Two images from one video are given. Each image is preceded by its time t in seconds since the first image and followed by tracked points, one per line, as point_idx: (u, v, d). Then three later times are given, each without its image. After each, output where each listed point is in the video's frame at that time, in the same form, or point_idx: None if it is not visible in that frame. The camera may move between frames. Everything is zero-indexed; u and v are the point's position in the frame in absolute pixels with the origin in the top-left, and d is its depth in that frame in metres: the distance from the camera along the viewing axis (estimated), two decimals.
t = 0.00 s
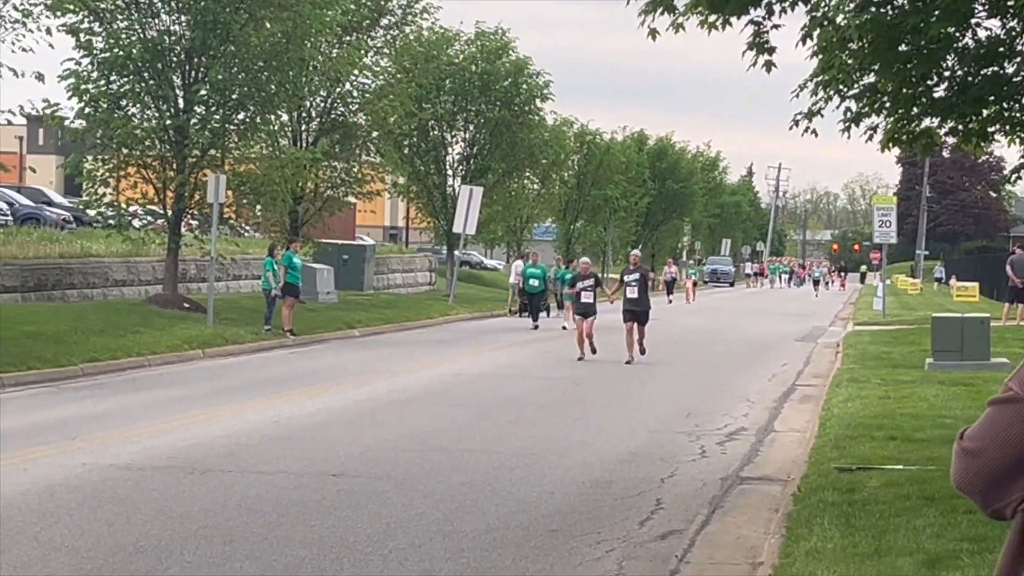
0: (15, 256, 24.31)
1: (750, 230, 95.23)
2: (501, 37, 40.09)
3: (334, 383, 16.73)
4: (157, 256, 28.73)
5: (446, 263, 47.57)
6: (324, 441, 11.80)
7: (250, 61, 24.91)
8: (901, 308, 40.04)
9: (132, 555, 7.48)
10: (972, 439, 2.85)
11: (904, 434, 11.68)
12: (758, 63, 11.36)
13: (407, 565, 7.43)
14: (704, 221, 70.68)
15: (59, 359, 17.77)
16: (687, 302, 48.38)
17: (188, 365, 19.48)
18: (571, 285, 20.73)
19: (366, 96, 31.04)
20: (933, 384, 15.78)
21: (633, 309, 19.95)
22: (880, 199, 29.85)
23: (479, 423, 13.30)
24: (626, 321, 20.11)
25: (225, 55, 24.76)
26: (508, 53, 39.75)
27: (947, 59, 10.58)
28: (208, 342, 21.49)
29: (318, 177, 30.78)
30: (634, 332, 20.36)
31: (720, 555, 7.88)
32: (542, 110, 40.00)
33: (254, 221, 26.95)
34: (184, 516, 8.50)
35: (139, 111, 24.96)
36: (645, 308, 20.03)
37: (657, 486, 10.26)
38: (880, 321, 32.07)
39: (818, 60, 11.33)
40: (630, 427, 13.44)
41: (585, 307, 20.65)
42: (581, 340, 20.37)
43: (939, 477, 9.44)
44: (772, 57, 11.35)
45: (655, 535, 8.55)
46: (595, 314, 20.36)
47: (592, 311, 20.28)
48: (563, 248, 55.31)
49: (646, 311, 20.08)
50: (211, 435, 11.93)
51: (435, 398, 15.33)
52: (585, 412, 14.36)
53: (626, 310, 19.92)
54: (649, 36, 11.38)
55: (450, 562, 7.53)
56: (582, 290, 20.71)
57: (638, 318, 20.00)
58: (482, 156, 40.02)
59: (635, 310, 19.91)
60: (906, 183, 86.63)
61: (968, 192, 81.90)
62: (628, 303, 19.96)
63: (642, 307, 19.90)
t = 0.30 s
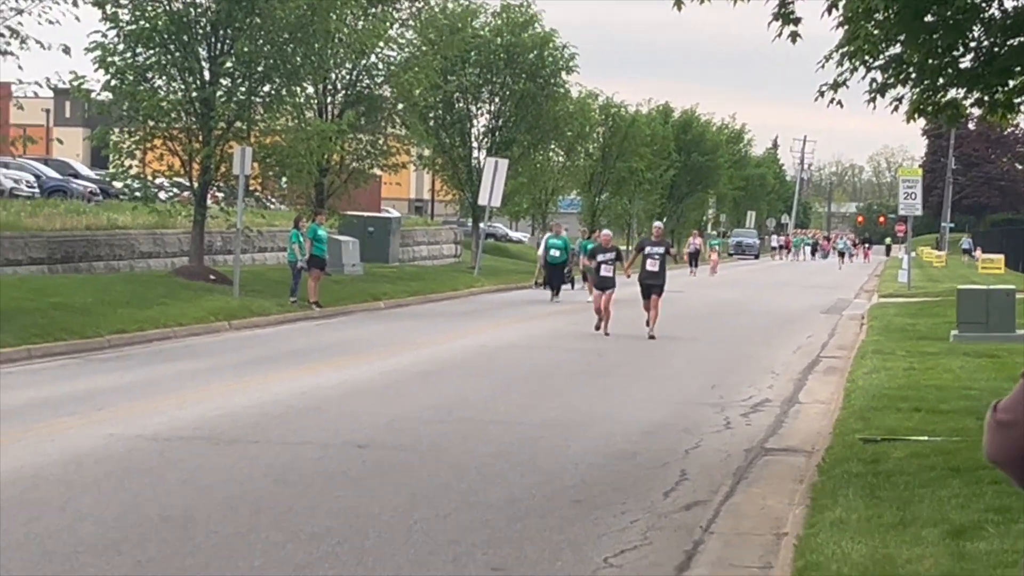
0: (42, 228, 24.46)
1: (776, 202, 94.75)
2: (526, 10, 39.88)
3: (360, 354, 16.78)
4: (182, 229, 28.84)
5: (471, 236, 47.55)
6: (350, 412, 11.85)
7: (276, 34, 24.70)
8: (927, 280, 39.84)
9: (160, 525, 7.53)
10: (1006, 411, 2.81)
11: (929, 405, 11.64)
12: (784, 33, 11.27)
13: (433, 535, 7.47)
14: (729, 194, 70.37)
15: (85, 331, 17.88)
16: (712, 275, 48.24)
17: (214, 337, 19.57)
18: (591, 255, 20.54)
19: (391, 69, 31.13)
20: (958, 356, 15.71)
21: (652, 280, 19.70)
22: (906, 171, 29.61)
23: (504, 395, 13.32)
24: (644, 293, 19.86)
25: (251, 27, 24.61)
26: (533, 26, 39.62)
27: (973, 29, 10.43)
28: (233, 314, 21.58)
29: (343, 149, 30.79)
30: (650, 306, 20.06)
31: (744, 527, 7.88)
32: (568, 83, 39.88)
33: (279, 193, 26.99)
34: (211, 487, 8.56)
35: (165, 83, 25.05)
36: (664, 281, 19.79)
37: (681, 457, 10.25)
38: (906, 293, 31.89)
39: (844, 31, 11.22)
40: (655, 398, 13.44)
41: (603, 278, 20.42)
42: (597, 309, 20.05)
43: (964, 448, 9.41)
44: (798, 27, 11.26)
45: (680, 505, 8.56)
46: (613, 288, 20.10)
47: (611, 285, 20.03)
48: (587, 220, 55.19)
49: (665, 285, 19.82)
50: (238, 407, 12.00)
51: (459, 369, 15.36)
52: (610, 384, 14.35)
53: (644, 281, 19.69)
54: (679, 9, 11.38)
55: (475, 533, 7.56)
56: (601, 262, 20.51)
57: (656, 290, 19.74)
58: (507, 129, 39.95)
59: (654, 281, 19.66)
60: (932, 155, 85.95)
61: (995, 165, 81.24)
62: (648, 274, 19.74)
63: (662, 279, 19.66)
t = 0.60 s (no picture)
0: (63, 199, 24.52)
1: (798, 174, 94.23)
2: None
3: (381, 326, 16.76)
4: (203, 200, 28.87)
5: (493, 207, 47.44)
6: (370, 384, 11.86)
7: (296, 5, 24.41)
8: (950, 251, 39.54)
9: (180, 496, 7.52)
10: None
11: (952, 378, 11.54)
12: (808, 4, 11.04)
13: (454, 507, 7.44)
14: (751, 165, 69.98)
15: (106, 302, 17.92)
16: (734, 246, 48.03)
17: (235, 308, 19.59)
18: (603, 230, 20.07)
19: (413, 40, 30.85)
20: (981, 328, 15.57)
21: (666, 255, 19.22)
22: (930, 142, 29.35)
23: (524, 367, 13.27)
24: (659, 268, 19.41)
25: None
26: None
27: None
28: (254, 285, 21.59)
29: (364, 120, 30.68)
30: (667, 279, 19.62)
31: (766, 499, 7.81)
32: (589, 54, 39.63)
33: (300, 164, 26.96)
34: (231, 458, 8.55)
35: (186, 54, 25.03)
36: (679, 254, 19.31)
37: (703, 429, 10.20)
38: (929, 265, 31.67)
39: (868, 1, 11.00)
40: (676, 370, 13.37)
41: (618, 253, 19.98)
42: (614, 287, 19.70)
43: (988, 421, 9.31)
44: None
45: (701, 479, 8.49)
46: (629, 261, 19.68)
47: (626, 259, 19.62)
48: (609, 191, 55.04)
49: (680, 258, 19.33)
50: (259, 378, 11.99)
51: (480, 341, 15.31)
52: (631, 356, 14.29)
53: (658, 257, 19.23)
54: None
55: (496, 505, 7.53)
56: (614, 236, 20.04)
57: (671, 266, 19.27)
58: (529, 100, 39.73)
59: (668, 256, 19.18)
60: (956, 127, 85.18)
61: (1019, 136, 80.46)
62: (661, 250, 19.25)
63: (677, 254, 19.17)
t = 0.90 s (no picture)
0: (80, 180, 24.58)
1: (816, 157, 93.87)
2: None
3: (398, 308, 16.79)
4: (220, 181, 28.92)
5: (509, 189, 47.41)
6: (387, 366, 11.89)
7: None
8: (967, 235, 39.34)
9: (198, 478, 7.57)
10: None
11: (969, 362, 11.50)
12: None
13: (471, 489, 7.46)
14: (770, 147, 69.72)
15: (123, 283, 17.98)
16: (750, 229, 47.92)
17: (252, 289, 19.63)
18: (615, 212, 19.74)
19: (430, 22, 30.78)
20: (998, 312, 15.50)
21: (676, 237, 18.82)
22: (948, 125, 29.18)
23: (540, 349, 13.27)
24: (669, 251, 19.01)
25: None
26: None
27: None
28: (271, 266, 21.64)
29: (381, 102, 30.64)
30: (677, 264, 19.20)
31: (783, 483, 7.79)
32: (607, 36, 39.51)
33: (317, 145, 26.95)
34: (248, 440, 8.58)
35: (204, 35, 25.05)
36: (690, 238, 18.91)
37: (719, 413, 10.18)
38: (947, 248, 31.54)
39: None
40: (693, 353, 13.35)
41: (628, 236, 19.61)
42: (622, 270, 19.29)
43: (1005, 405, 9.28)
44: None
45: (718, 462, 8.49)
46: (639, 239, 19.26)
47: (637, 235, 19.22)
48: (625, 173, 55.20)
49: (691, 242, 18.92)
50: (276, 360, 12.03)
51: (496, 323, 15.31)
52: (648, 339, 14.29)
53: (669, 239, 18.84)
54: None
55: (512, 488, 7.54)
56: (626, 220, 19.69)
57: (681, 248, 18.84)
58: (546, 83, 39.59)
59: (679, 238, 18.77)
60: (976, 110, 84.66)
61: None
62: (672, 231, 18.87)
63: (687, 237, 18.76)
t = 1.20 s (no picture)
0: (90, 166, 24.61)
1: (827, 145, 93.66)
2: None
3: (407, 294, 16.80)
4: (230, 167, 28.95)
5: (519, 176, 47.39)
6: (396, 353, 11.91)
7: None
8: (977, 223, 39.30)
9: (207, 464, 7.59)
10: None
11: (978, 350, 11.47)
12: None
13: (479, 477, 7.48)
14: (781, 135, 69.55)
15: (133, 269, 18.02)
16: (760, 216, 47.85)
17: (261, 276, 19.67)
18: (614, 201, 19.16)
19: (440, 9, 30.74)
20: (1007, 301, 15.45)
21: (680, 228, 18.28)
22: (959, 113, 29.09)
23: (549, 336, 13.27)
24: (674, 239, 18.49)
25: None
26: None
27: None
28: (280, 253, 21.66)
29: (391, 89, 30.64)
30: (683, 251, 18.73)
31: (791, 472, 7.79)
32: (617, 24, 39.50)
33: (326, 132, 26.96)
34: (258, 426, 8.60)
35: (213, 21, 25.02)
36: (694, 227, 18.34)
37: (728, 400, 10.19)
38: (956, 236, 31.47)
39: None
40: (702, 341, 13.35)
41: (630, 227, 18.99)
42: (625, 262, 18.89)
43: (1014, 394, 9.26)
44: None
45: (727, 450, 8.49)
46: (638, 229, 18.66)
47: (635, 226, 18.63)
48: (637, 161, 56.18)
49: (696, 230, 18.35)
50: (286, 346, 12.05)
51: (505, 310, 15.32)
52: (656, 326, 14.29)
53: (673, 230, 18.30)
54: None
55: (521, 475, 7.54)
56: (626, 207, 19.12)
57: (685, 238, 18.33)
58: (555, 70, 39.47)
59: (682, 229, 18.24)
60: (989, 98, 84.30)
61: None
62: (675, 222, 18.31)
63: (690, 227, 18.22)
